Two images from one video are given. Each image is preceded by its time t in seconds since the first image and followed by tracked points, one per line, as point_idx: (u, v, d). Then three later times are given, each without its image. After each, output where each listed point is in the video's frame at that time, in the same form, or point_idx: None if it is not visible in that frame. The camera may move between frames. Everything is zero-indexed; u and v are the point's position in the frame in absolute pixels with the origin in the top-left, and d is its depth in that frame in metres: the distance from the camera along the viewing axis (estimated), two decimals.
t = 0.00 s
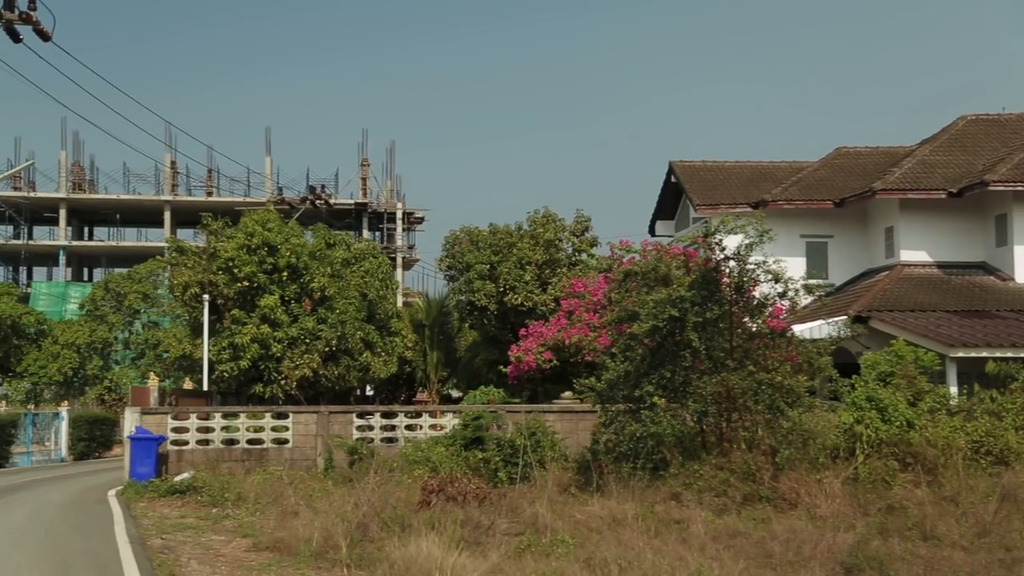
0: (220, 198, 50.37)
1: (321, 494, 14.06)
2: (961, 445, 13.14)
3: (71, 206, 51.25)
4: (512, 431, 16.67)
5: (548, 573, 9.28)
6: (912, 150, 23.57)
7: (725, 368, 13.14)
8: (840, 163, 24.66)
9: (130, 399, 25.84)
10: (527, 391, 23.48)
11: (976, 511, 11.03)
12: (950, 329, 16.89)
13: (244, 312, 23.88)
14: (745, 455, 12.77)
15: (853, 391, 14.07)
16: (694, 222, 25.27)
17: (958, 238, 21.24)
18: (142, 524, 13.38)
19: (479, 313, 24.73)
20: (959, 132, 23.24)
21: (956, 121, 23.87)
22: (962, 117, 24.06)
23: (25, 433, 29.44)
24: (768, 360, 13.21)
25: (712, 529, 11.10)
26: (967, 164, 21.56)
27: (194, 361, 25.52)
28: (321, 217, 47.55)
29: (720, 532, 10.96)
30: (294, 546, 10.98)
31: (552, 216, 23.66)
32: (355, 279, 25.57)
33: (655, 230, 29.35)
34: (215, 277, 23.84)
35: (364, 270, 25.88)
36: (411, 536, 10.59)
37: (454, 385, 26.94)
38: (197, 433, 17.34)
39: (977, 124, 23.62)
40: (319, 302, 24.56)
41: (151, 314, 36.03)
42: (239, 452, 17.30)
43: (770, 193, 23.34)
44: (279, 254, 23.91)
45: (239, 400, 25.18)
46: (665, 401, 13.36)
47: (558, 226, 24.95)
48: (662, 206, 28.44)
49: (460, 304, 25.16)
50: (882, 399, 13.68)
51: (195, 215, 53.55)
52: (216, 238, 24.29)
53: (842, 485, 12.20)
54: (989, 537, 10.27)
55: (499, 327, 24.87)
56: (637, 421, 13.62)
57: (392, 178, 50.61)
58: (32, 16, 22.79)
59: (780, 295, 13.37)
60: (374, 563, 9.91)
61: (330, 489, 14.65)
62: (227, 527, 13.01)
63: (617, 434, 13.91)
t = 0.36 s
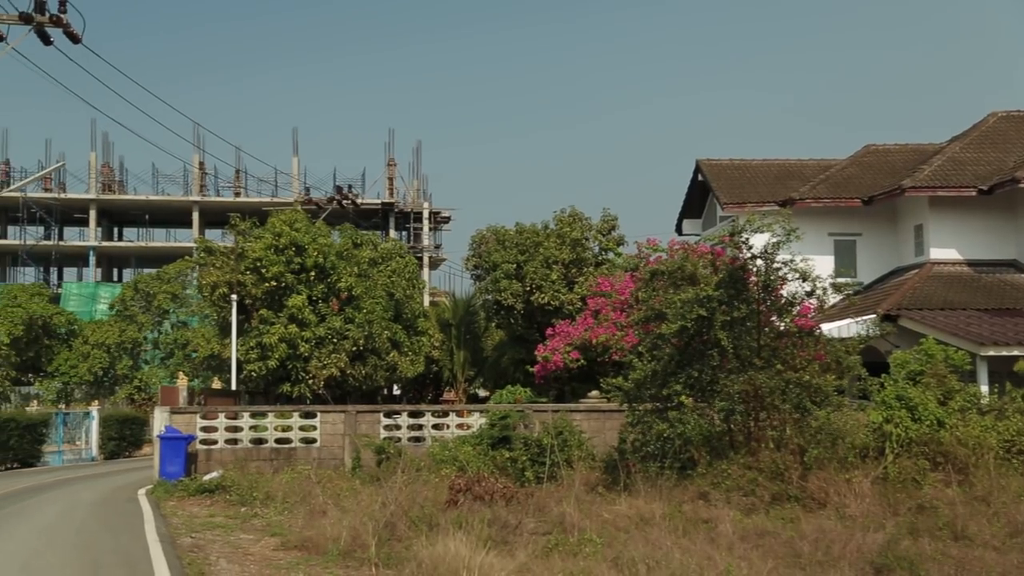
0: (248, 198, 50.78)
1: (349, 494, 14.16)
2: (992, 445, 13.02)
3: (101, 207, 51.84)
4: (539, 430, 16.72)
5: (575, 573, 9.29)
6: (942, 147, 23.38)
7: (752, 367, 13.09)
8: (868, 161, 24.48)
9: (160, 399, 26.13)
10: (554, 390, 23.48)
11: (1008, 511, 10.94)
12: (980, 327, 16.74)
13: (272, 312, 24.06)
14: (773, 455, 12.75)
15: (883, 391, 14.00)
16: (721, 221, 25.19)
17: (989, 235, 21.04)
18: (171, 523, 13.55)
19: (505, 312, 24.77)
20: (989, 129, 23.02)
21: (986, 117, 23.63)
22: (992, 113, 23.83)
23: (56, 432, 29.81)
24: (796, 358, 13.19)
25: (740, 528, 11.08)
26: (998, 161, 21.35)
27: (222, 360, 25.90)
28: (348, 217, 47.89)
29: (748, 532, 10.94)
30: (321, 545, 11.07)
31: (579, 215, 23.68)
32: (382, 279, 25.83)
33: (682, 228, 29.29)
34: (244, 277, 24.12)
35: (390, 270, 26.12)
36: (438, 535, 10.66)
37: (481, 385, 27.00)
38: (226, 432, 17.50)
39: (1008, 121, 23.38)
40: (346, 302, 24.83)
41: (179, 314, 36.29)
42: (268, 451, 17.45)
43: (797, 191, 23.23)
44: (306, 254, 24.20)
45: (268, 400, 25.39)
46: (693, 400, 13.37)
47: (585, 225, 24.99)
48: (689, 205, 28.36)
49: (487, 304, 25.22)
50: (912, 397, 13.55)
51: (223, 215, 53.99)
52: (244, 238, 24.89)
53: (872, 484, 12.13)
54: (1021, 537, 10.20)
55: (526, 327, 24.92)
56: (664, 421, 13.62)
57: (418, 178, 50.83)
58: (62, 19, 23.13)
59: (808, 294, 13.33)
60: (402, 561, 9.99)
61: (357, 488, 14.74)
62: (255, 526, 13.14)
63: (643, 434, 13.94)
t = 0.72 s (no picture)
0: (274, 199, 51.13)
1: (375, 493, 14.25)
2: None
3: (129, 208, 52.36)
4: (565, 429, 16.75)
5: (602, 573, 9.29)
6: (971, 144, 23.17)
7: (779, 367, 13.04)
8: (896, 158, 24.30)
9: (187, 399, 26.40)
10: (579, 390, 23.48)
11: None
12: (1011, 326, 16.57)
13: (298, 312, 24.37)
14: (801, 454, 12.71)
15: (911, 390, 13.92)
16: (747, 220, 25.09)
17: (1019, 233, 20.81)
18: (199, 522, 13.70)
19: (531, 312, 24.80)
20: (1019, 125, 22.78)
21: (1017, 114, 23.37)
22: None
23: (86, 432, 30.18)
24: (823, 358, 13.11)
25: (768, 528, 11.05)
26: None
27: (249, 360, 26.15)
28: (374, 217, 48.12)
29: (776, 531, 10.92)
30: (348, 544, 11.16)
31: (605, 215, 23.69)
32: (408, 279, 25.83)
33: (708, 227, 29.19)
34: (270, 277, 24.33)
35: (416, 270, 26.08)
36: (465, 534, 10.71)
37: (506, 384, 27.03)
38: (253, 432, 17.65)
39: None
40: (372, 302, 24.98)
41: (207, 314, 36.52)
42: (295, 450, 17.59)
43: (824, 189, 23.11)
44: (332, 254, 24.45)
45: (296, 399, 25.70)
46: (719, 400, 13.32)
47: (610, 224, 24.99)
48: (714, 204, 28.27)
49: (512, 303, 25.25)
50: (941, 397, 13.42)
51: (250, 215, 54.37)
52: (270, 238, 25.13)
53: (900, 484, 12.06)
54: None
55: (551, 326, 24.95)
56: (690, 420, 13.62)
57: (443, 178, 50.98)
58: (91, 22, 23.40)
59: (835, 293, 13.26)
60: (429, 560, 10.06)
61: (384, 488, 14.83)
62: (283, 525, 13.26)
63: (670, 434, 13.97)
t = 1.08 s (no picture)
0: (300, 199, 51.45)
1: (402, 492, 14.32)
2: None
3: (157, 209, 52.85)
4: (591, 429, 16.76)
5: (630, 573, 9.28)
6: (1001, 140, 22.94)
7: (807, 365, 12.98)
8: (925, 155, 24.11)
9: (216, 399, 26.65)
10: (606, 389, 23.48)
11: None
12: None
13: (325, 312, 24.57)
14: (829, 453, 12.67)
15: (941, 389, 13.81)
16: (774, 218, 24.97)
17: None
18: (228, 521, 13.83)
19: (557, 311, 24.81)
20: None
21: None
22: None
23: (115, 431, 30.51)
24: (851, 356, 13.02)
25: (796, 528, 11.02)
26: None
27: (276, 359, 26.36)
28: (400, 217, 48.31)
29: (804, 531, 10.89)
30: (376, 543, 11.24)
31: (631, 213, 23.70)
32: (434, 278, 26.09)
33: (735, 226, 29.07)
34: (297, 277, 24.56)
35: (442, 269, 26.35)
36: (492, 533, 10.77)
37: (532, 383, 27.08)
38: (281, 431, 17.78)
39: None
40: (398, 301, 25.14)
41: (234, 314, 36.83)
42: (322, 450, 17.72)
43: (852, 187, 22.96)
44: (358, 253, 24.63)
45: (322, 399, 25.58)
46: (746, 399, 13.29)
47: (636, 222, 24.96)
48: (741, 202, 28.16)
49: (538, 302, 25.26)
50: (971, 396, 13.29)
51: (276, 215, 54.71)
52: (297, 239, 25.37)
53: (930, 483, 11.97)
54: None
55: (577, 325, 24.96)
56: (718, 420, 13.60)
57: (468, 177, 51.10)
58: (119, 24, 23.67)
59: (863, 291, 13.19)
60: (456, 560, 10.10)
61: (411, 487, 14.90)
62: (311, 524, 13.37)
63: (696, 434, 13.97)
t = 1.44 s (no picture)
0: (327, 199, 51.77)
1: (429, 491, 14.39)
2: None
3: (186, 210, 53.34)
4: (618, 428, 16.76)
5: (657, 573, 9.28)
6: None
7: (835, 364, 12.93)
8: (955, 152, 23.90)
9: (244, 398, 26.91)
10: (633, 388, 23.47)
11: None
12: None
13: (352, 311, 24.72)
14: (858, 453, 12.62)
15: (971, 387, 13.62)
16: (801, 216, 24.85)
17: None
18: (256, 520, 13.95)
19: (583, 310, 24.83)
20: None
21: None
22: None
23: (144, 430, 30.85)
24: (880, 355, 12.95)
25: (825, 527, 10.98)
26: None
27: (304, 359, 26.57)
28: (426, 217, 48.52)
29: (833, 531, 10.85)
30: (403, 542, 11.32)
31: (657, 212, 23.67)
32: (459, 278, 26.14)
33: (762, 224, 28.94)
34: (324, 277, 24.81)
35: (467, 269, 26.51)
36: (519, 533, 10.81)
37: (559, 382, 27.15)
38: (309, 430, 17.91)
39: None
40: (425, 301, 25.21)
41: (262, 314, 37.22)
42: (349, 449, 17.84)
43: (880, 184, 22.80)
44: (385, 253, 24.76)
45: (349, 399, 25.75)
46: (774, 398, 13.32)
47: (662, 221, 24.93)
48: (768, 201, 28.04)
49: (564, 301, 25.27)
50: (1002, 393, 13.08)
51: (303, 215, 55.05)
52: (325, 239, 25.59)
53: (961, 483, 11.89)
54: None
55: (603, 324, 24.97)
56: (746, 420, 13.62)
57: (494, 177, 51.20)
58: (147, 25, 23.94)
59: (892, 289, 13.10)
60: (483, 560, 10.15)
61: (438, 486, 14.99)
62: (338, 523, 13.48)
63: (724, 433, 14.00)
